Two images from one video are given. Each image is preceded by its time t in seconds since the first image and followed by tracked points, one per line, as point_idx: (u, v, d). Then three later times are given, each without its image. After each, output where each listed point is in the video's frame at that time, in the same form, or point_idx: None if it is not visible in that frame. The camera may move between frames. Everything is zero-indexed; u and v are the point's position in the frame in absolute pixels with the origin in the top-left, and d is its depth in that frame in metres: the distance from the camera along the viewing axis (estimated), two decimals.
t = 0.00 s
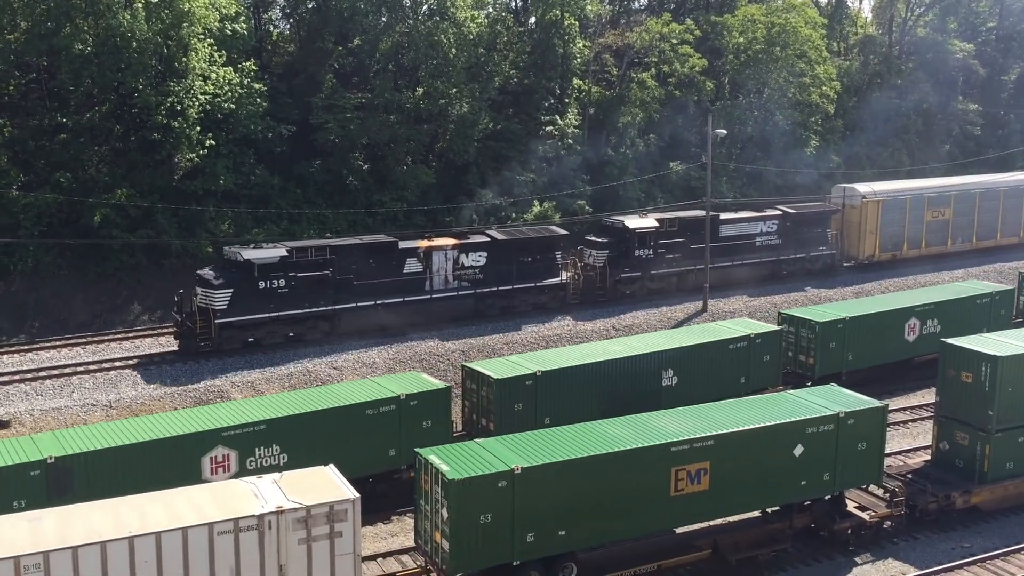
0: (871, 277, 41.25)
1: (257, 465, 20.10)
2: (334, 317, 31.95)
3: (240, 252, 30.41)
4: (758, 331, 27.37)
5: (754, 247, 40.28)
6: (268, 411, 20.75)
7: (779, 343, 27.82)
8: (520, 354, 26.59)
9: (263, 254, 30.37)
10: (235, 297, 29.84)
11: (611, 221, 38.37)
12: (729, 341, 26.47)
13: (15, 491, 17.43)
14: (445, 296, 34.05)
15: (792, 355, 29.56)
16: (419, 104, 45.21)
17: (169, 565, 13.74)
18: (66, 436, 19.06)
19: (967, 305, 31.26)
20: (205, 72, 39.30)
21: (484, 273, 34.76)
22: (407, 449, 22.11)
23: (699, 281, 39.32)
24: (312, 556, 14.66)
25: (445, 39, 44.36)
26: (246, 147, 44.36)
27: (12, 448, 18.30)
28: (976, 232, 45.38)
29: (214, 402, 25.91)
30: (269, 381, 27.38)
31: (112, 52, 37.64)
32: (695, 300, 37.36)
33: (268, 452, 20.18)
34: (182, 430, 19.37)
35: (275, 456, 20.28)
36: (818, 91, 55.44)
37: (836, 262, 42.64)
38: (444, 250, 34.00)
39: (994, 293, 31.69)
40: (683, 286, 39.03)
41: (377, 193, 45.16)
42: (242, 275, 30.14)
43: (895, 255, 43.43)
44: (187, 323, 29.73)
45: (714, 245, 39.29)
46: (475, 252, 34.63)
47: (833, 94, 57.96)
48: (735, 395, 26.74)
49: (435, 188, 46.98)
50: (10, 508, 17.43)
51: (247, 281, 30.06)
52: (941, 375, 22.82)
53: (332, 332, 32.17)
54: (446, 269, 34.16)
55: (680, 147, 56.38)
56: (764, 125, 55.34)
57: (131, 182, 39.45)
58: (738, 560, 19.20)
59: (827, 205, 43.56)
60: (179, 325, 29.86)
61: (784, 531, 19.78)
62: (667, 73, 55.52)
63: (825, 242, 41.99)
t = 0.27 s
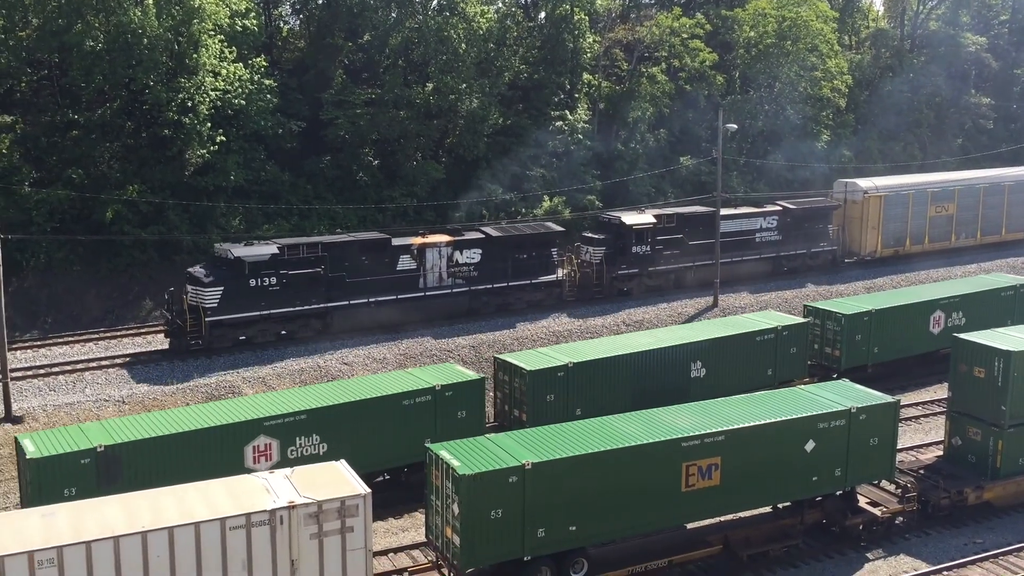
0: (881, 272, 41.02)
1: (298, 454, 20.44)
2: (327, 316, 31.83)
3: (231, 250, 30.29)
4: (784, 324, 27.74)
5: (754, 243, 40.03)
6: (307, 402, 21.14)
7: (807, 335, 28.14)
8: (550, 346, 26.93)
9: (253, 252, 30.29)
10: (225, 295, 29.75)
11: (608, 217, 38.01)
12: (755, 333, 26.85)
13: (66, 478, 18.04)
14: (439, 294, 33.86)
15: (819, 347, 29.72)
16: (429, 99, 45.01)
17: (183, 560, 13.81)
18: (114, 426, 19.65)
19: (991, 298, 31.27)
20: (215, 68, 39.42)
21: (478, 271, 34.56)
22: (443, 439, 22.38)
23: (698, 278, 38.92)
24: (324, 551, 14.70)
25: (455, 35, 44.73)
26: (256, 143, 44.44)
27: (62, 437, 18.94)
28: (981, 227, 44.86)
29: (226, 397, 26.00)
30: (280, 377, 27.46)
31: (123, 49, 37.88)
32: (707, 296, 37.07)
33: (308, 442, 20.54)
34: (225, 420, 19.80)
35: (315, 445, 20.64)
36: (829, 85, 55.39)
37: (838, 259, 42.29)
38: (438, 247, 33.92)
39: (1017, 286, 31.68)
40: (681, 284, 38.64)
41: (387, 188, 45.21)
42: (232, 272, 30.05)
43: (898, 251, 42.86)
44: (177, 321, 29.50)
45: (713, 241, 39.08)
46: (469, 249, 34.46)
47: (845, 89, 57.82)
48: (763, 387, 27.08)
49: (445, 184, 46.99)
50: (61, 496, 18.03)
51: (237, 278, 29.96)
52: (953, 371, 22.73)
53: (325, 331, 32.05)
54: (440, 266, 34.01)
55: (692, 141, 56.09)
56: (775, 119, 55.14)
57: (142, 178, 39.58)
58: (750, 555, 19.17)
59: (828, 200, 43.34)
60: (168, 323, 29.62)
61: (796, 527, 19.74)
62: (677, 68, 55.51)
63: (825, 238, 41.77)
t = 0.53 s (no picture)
0: (888, 270, 40.85)
1: (335, 447, 20.91)
2: (316, 317, 31.43)
3: (218, 251, 29.89)
4: (809, 320, 28.02)
5: (751, 243, 39.73)
6: (343, 396, 21.60)
7: (831, 331, 28.41)
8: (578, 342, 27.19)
9: (241, 253, 29.89)
10: (213, 296, 29.40)
11: (603, 216, 37.55)
12: (780, 329, 27.16)
13: (111, 470, 18.56)
14: (430, 295, 33.53)
15: (842, 343, 29.78)
16: (436, 98, 45.01)
17: (192, 558, 13.85)
18: (157, 420, 20.15)
19: (1012, 293, 31.19)
20: (223, 68, 39.51)
21: (470, 272, 34.21)
22: (475, 433, 22.76)
23: (693, 278, 38.51)
24: (332, 550, 14.73)
25: (462, 34, 44.69)
26: (264, 143, 44.49)
27: (107, 431, 19.45)
28: (982, 226, 44.65)
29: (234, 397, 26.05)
30: (288, 376, 27.50)
31: (131, 49, 38.03)
32: (715, 294, 36.94)
33: (345, 435, 21.01)
34: (266, 414, 20.30)
35: (351, 439, 21.11)
36: (837, 82, 54.99)
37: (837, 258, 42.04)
38: (429, 247, 33.51)
39: None
40: (677, 284, 38.21)
41: (395, 187, 45.24)
42: (218, 273, 29.65)
43: (897, 250, 42.66)
44: (163, 324, 29.14)
45: (709, 240, 38.66)
46: (461, 249, 34.04)
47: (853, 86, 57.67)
48: (786, 382, 27.43)
49: (452, 183, 46.98)
50: (107, 488, 18.55)
51: (225, 279, 29.59)
52: (962, 369, 22.64)
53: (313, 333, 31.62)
54: (431, 267, 33.63)
55: (698, 139, 55.32)
56: (783, 116, 55.01)
57: (151, 178, 39.72)
58: (759, 554, 19.15)
59: (826, 198, 43.10)
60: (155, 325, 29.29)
61: (805, 525, 19.70)
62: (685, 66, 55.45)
63: (823, 238, 41.45)
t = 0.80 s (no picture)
0: (890, 271, 40.78)
1: (365, 442, 21.15)
2: (300, 320, 31.32)
3: (200, 254, 29.88)
4: (826, 317, 28.28)
5: (742, 244, 39.72)
6: (371, 391, 21.83)
7: (848, 329, 28.66)
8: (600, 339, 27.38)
9: (223, 256, 29.84)
10: (194, 299, 29.25)
11: (592, 219, 37.52)
12: (799, 327, 27.42)
13: (149, 464, 18.86)
14: (416, 297, 33.38)
15: (859, 340, 30.08)
16: (439, 99, 45.13)
17: (195, 559, 13.87)
18: (192, 415, 20.48)
19: None
20: (227, 69, 39.56)
21: (457, 273, 34.11)
22: (501, 428, 22.92)
23: (684, 280, 38.54)
24: (335, 551, 14.74)
25: (465, 35, 44.71)
26: (267, 144, 44.57)
27: (144, 426, 19.79)
28: (976, 228, 44.49)
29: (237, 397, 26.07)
30: (291, 376, 27.52)
31: (135, 50, 38.03)
32: (717, 295, 36.89)
33: (374, 430, 21.24)
34: (297, 409, 20.56)
35: (381, 434, 21.34)
36: (840, 83, 55.21)
37: (829, 260, 41.99)
38: (415, 250, 33.43)
39: None
40: (667, 286, 38.22)
41: (398, 188, 45.25)
42: (200, 276, 29.59)
43: (890, 252, 42.60)
44: (145, 327, 29.15)
45: (700, 242, 38.63)
46: (448, 251, 34.01)
47: (856, 87, 57.67)
48: (804, 379, 27.67)
49: (455, 183, 47.02)
50: (145, 482, 18.86)
51: (207, 282, 29.50)
52: (965, 370, 22.64)
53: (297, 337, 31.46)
54: (418, 269, 33.51)
55: (701, 140, 55.51)
56: (785, 117, 55.00)
57: (154, 179, 39.77)
58: (761, 555, 19.14)
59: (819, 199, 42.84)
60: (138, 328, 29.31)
61: (808, 526, 19.68)
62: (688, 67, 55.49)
63: (816, 238, 41.31)
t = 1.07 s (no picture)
0: (888, 273, 40.68)
1: (391, 438, 21.54)
2: (281, 324, 31.21)
3: (178, 257, 29.67)
4: (843, 317, 28.61)
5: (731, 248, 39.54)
6: (397, 388, 22.18)
7: (864, 328, 28.99)
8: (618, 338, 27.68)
9: (202, 258, 29.63)
10: (171, 303, 29.02)
11: (579, 222, 37.32)
12: (815, 326, 27.76)
13: (181, 459, 19.27)
14: (399, 300, 33.15)
15: (872, 339, 30.22)
16: (439, 100, 45.10)
17: (195, 561, 13.87)
18: (223, 412, 20.90)
19: None
20: (227, 70, 39.55)
21: (441, 276, 33.91)
22: (524, 425, 23.18)
23: (671, 283, 38.42)
24: (335, 552, 14.73)
25: (465, 36, 44.60)
26: (267, 145, 44.59)
27: (176, 422, 20.21)
28: (968, 230, 44.37)
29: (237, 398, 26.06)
30: (290, 377, 27.51)
31: (135, 51, 38.06)
32: (716, 296, 36.86)
33: (400, 427, 21.61)
34: (325, 406, 20.97)
35: (406, 430, 21.69)
36: (840, 85, 55.10)
37: (818, 263, 41.77)
38: (398, 253, 33.17)
39: None
40: (654, 288, 38.08)
41: (398, 189, 45.26)
42: (179, 279, 29.45)
43: (880, 255, 42.45)
44: (121, 331, 28.89)
45: (687, 246, 38.50)
46: (431, 254, 33.81)
47: (856, 89, 57.66)
48: (819, 378, 28.02)
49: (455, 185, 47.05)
50: (178, 477, 19.27)
51: (184, 285, 29.30)
52: (965, 372, 22.63)
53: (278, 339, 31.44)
54: (400, 272, 33.29)
55: (700, 142, 55.68)
56: (785, 119, 55.03)
57: (154, 180, 39.78)
58: (762, 557, 19.13)
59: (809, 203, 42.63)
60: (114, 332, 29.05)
61: (808, 528, 19.69)
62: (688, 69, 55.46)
63: (805, 242, 41.10)
